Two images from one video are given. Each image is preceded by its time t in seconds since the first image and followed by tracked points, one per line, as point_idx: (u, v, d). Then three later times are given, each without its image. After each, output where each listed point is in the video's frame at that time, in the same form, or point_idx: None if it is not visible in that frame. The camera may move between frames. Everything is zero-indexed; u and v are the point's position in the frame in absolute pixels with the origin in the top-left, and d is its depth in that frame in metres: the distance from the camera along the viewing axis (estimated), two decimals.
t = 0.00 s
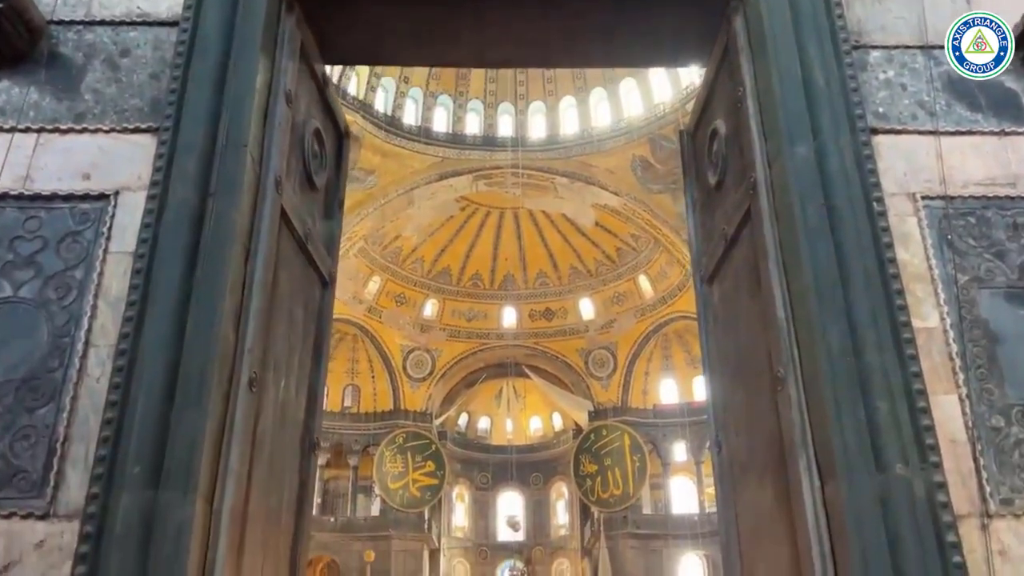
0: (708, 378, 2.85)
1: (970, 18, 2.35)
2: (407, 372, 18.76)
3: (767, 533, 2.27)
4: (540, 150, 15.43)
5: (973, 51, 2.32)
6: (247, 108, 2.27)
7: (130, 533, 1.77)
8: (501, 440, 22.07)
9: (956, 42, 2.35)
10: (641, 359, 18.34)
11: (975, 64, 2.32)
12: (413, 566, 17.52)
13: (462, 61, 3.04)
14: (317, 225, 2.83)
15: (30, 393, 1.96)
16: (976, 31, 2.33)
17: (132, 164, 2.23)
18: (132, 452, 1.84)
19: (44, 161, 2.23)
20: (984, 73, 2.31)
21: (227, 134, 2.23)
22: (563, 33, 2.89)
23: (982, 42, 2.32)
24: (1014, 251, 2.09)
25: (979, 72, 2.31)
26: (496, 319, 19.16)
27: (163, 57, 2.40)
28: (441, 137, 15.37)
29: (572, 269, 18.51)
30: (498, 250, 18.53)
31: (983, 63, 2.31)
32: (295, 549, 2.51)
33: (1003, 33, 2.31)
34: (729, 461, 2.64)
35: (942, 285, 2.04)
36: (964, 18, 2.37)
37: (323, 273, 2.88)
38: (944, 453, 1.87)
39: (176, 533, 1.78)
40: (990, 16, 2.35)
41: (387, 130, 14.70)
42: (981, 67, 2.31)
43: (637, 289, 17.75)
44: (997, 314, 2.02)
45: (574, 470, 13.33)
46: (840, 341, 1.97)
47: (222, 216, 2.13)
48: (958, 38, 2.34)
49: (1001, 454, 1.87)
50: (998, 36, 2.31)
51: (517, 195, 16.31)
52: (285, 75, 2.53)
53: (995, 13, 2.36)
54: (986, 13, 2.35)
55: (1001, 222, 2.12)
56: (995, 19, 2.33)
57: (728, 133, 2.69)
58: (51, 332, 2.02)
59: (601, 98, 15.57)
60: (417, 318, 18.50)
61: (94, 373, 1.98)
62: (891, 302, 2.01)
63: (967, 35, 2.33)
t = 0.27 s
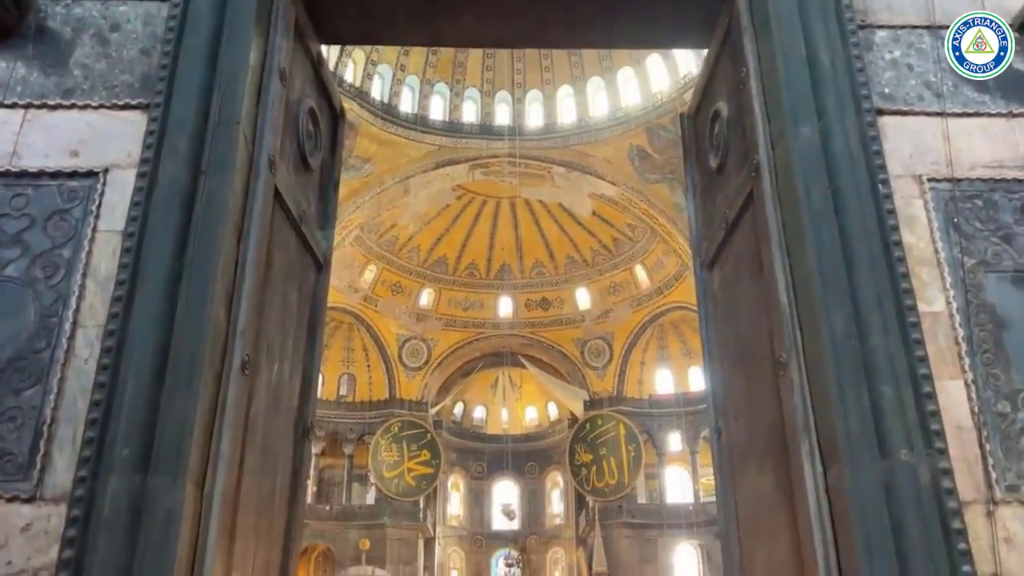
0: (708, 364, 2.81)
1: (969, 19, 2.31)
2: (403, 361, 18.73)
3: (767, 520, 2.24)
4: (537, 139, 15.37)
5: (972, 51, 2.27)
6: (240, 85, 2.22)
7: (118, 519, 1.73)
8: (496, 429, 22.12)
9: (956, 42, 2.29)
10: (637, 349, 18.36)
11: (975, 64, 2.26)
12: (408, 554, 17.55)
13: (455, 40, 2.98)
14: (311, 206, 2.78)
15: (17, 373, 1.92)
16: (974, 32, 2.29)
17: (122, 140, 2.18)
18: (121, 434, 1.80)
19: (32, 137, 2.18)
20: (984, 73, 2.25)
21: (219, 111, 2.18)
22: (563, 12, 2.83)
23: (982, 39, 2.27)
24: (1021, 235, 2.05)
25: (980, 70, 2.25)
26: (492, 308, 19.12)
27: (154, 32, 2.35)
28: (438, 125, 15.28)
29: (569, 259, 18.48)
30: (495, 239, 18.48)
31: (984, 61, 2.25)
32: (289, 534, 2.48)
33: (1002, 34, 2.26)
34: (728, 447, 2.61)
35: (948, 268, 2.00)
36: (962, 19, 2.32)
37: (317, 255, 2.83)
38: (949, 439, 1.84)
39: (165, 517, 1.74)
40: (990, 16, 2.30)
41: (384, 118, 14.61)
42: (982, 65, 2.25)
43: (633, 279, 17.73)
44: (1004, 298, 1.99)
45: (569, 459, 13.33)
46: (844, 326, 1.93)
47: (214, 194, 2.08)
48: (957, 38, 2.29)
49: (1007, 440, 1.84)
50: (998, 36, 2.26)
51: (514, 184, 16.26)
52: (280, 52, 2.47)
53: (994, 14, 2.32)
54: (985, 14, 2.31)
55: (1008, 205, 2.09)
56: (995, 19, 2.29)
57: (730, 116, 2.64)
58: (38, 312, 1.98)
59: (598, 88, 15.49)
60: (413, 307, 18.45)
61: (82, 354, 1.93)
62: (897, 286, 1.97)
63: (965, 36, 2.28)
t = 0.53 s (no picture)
0: (709, 349, 2.78)
1: (969, 19, 2.27)
2: (397, 350, 18.69)
3: (770, 507, 2.21)
4: (533, 128, 15.27)
5: (972, 52, 2.22)
6: (234, 61, 2.17)
7: (109, 501, 1.69)
8: (490, 418, 22.03)
9: (956, 42, 2.24)
10: (631, 339, 18.38)
11: (975, 64, 2.21)
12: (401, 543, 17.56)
13: (454, 20, 2.93)
14: (307, 186, 2.73)
15: (4, 352, 1.87)
16: (974, 31, 2.25)
17: (113, 115, 2.13)
18: (111, 418, 1.76)
19: (20, 111, 2.13)
20: (986, 72, 2.20)
21: (213, 87, 2.13)
22: None
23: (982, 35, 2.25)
24: None
25: (980, 70, 2.19)
26: (487, 298, 19.07)
27: (147, 7, 2.30)
28: (433, 113, 15.20)
29: (564, 249, 18.43)
30: (490, 228, 18.42)
31: (984, 61, 2.20)
32: (285, 520, 2.44)
33: (1002, 33, 2.24)
34: (730, 434, 2.58)
35: (958, 250, 1.97)
36: (960, 19, 2.28)
37: (313, 237, 2.78)
38: (959, 424, 1.81)
39: (158, 501, 1.70)
40: (988, 16, 2.27)
41: (380, 105, 14.52)
42: (981, 65, 2.20)
43: (628, 269, 17.70)
44: (1015, 281, 1.95)
45: (563, 449, 13.31)
46: (852, 309, 1.89)
47: (208, 171, 2.03)
48: (956, 39, 2.24)
49: (1017, 425, 1.82)
50: (998, 36, 2.24)
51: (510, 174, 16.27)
52: (275, 26, 2.41)
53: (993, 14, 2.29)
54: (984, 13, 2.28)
55: (1019, 187, 2.05)
56: (994, 20, 2.26)
57: (734, 97, 2.60)
58: (26, 291, 1.93)
59: (594, 77, 15.41)
60: (407, 296, 18.40)
61: (72, 333, 1.88)
62: (906, 269, 1.94)
63: (965, 36, 2.24)
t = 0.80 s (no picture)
0: (707, 336, 2.75)
1: (969, 18, 2.20)
2: (385, 339, 18.64)
3: (769, 496, 2.18)
4: (524, 117, 15.21)
5: (972, 52, 2.15)
6: (223, 37, 2.11)
7: (94, 487, 1.64)
8: (478, 408, 21.96)
9: (956, 42, 2.17)
10: (620, 330, 18.42)
11: (975, 64, 2.14)
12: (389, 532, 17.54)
13: None
14: (298, 168, 2.67)
15: None
16: (974, 31, 2.18)
17: (98, 91, 2.07)
18: (95, 402, 1.71)
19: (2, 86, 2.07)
20: (985, 72, 2.14)
21: (203, 64, 2.07)
22: None
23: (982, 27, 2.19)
24: None
25: (979, 71, 2.13)
26: (476, 287, 19.02)
27: None
28: (423, 101, 15.10)
29: (554, 239, 18.39)
30: (479, 217, 18.36)
31: (984, 61, 2.14)
32: (275, 507, 2.39)
33: (1002, 33, 2.17)
34: (727, 422, 2.55)
35: (964, 235, 1.95)
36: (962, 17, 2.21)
37: (305, 221, 2.72)
38: (964, 412, 1.79)
39: (145, 487, 1.65)
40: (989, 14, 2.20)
41: (369, 93, 14.42)
42: (982, 65, 2.14)
43: (618, 260, 17.67)
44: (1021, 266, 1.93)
45: (551, 439, 13.29)
46: (856, 293, 1.86)
47: (197, 149, 1.97)
48: (956, 38, 2.18)
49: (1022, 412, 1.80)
50: (998, 36, 2.17)
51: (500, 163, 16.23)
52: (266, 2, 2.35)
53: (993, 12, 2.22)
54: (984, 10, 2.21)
55: None
56: (994, 20, 2.19)
57: (735, 81, 2.56)
58: (7, 271, 1.88)
59: (585, 66, 15.33)
60: (396, 285, 18.31)
61: (56, 315, 1.83)
62: (911, 254, 1.91)
63: (965, 36, 2.17)
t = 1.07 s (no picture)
0: (707, 326, 2.71)
1: (969, 19, 2.13)
2: (377, 330, 18.59)
3: (769, 486, 2.15)
4: (516, 108, 15.20)
5: (973, 51, 2.09)
6: (215, 14, 2.06)
7: (82, 475, 1.59)
8: (470, 400, 21.99)
9: (956, 42, 2.10)
10: (612, 322, 18.45)
11: (975, 65, 2.08)
12: (380, 523, 17.52)
13: None
14: (291, 151, 2.62)
15: None
16: (974, 31, 2.11)
17: (86, 69, 2.02)
18: (83, 387, 1.67)
19: None
20: (984, 73, 2.08)
21: (194, 42, 2.02)
22: None
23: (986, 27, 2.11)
24: None
25: (980, 70, 2.07)
26: (468, 279, 18.99)
27: None
28: (415, 91, 15.02)
29: (546, 231, 18.36)
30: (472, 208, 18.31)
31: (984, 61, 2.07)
32: (267, 498, 2.35)
33: (1002, 33, 2.09)
34: (726, 412, 2.52)
35: (971, 222, 1.92)
36: (962, 18, 2.13)
37: (298, 206, 2.67)
38: (971, 400, 1.76)
39: (133, 477, 1.61)
40: (989, 16, 2.12)
41: (362, 82, 14.32)
42: (981, 65, 2.07)
43: (610, 252, 17.66)
44: None
45: (543, 430, 13.27)
46: (862, 281, 1.82)
47: (188, 129, 1.92)
48: (956, 38, 2.10)
49: None
50: (998, 36, 2.09)
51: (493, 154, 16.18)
52: None
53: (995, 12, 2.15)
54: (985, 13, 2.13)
55: None
56: (995, 19, 2.12)
57: (736, 66, 2.52)
58: None
59: (579, 57, 15.28)
60: (387, 276, 18.24)
61: (42, 298, 1.78)
62: (917, 241, 1.88)
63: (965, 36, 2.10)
